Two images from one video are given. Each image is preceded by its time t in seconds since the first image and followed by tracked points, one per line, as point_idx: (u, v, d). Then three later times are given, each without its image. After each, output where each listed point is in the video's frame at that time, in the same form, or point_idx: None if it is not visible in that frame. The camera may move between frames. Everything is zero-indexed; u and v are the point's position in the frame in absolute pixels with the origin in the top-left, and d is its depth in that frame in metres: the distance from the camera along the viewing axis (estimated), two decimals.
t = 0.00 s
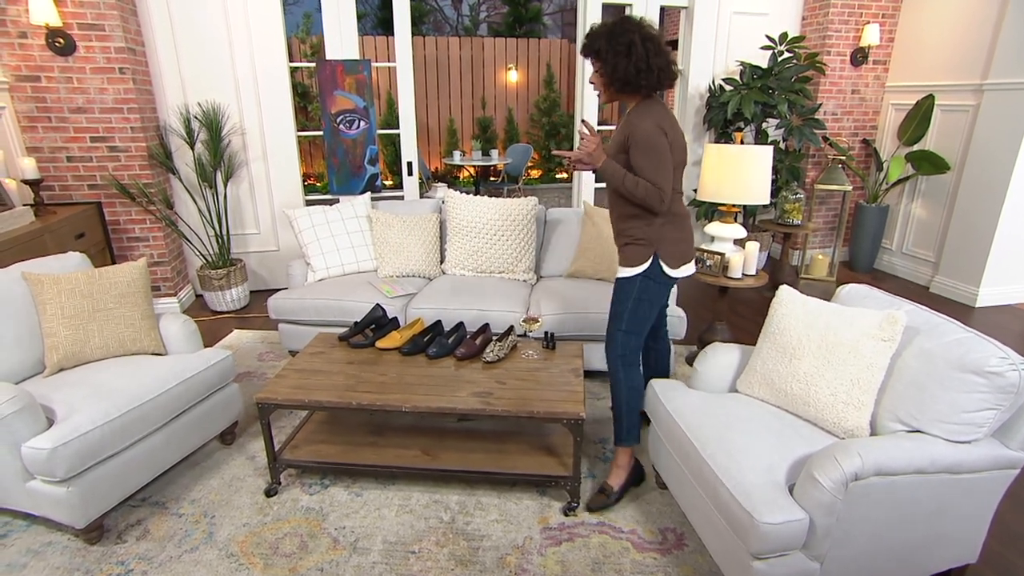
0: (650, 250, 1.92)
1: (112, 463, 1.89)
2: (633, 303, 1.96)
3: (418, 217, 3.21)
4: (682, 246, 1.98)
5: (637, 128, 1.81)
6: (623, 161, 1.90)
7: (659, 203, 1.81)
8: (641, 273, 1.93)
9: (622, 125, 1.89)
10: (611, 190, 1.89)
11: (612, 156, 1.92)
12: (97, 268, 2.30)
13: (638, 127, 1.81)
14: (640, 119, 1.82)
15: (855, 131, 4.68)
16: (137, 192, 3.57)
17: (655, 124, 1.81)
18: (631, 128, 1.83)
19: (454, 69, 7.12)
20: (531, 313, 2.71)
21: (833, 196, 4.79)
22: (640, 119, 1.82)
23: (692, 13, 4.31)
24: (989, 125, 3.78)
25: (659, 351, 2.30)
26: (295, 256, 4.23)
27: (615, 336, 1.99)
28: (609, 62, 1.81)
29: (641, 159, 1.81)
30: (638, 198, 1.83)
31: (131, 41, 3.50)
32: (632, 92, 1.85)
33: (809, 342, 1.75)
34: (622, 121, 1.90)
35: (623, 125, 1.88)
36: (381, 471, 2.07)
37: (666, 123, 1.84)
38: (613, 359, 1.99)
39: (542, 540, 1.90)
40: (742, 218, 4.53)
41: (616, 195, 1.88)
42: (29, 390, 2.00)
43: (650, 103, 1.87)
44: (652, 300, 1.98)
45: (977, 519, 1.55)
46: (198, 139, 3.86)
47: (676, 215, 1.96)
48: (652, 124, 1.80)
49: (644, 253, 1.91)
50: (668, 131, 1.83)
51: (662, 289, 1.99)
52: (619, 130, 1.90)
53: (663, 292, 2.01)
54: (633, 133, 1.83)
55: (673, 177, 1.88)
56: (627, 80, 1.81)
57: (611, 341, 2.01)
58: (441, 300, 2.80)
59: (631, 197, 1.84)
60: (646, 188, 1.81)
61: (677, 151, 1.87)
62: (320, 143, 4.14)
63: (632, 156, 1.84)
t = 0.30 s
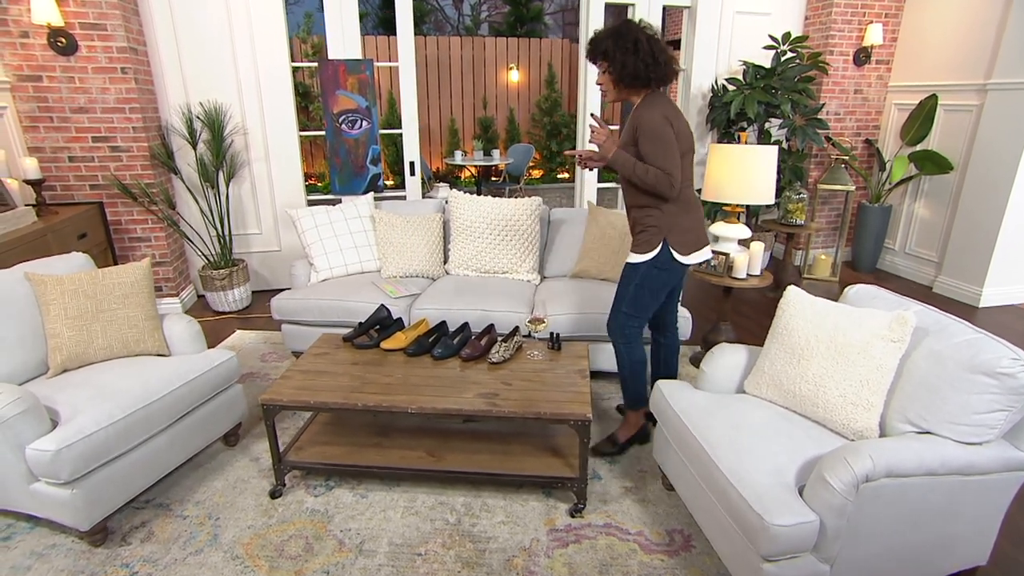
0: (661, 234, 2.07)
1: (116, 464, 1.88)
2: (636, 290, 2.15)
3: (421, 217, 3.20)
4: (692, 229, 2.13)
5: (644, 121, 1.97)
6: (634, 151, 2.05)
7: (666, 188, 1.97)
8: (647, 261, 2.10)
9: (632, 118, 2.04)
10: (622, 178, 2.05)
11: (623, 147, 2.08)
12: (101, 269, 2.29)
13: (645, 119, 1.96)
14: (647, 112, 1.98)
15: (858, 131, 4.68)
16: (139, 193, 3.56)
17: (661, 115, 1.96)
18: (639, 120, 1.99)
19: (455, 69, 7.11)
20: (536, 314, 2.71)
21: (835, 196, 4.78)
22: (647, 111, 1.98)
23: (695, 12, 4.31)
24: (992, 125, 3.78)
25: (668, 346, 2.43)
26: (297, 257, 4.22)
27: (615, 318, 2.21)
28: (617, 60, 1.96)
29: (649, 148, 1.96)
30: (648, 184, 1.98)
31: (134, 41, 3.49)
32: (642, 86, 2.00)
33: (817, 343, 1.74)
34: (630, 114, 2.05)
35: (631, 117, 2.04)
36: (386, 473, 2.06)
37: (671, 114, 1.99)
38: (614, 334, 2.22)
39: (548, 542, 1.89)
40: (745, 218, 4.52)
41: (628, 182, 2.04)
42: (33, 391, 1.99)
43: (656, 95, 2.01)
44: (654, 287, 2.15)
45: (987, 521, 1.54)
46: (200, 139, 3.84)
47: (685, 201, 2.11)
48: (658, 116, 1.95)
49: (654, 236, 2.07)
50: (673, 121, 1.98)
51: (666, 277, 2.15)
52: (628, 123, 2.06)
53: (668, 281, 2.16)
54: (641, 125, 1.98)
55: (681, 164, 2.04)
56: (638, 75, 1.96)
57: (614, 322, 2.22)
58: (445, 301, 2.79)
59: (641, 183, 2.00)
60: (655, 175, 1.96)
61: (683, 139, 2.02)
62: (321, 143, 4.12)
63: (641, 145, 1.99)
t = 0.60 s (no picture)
0: (657, 232, 2.12)
1: (121, 468, 1.86)
2: (626, 284, 2.25)
3: (425, 218, 3.19)
4: (690, 228, 2.15)
5: (644, 121, 2.01)
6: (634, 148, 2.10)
7: (661, 187, 2.01)
8: (634, 258, 2.18)
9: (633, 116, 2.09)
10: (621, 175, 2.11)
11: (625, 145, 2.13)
12: (105, 270, 2.27)
13: (644, 118, 2.00)
14: (647, 111, 2.01)
15: (861, 132, 4.67)
16: (141, 194, 3.54)
17: (659, 115, 2.00)
18: (639, 119, 2.03)
19: (456, 69, 7.10)
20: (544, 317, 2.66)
21: (838, 196, 4.77)
22: (648, 111, 2.01)
23: (698, 12, 4.30)
24: (997, 126, 3.77)
25: (675, 346, 2.44)
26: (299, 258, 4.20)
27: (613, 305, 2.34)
28: (625, 59, 1.99)
29: (647, 146, 2.00)
30: (644, 182, 2.03)
31: (135, 41, 3.47)
32: (648, 86, 2.02)
33: (828, 345, 1.73)
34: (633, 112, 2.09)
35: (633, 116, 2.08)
36: (392, 477, 2.04)
37: (672, 114, 2.01)
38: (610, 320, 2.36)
39: (557, 546, 1.88)
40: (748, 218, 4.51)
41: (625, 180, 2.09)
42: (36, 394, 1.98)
43: (659, 96, 2.03)
44: (641, 285, 2.22)
45: (1000, 524, 1.53)
46: (202, 139, 3.83)
47: (685, 201, 2.13)
48: (656, 116, 1.98)
49: (648, 234, 2.12)
50: (673, 122, 2.01)
51: (657, 276, 2.19)
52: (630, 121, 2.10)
53: (659, 280, 2.20)
54: (641, 125, 2.02)
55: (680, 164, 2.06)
56: (644, 75, 1.99)
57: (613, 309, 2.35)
58: (451, 302, 2.77)
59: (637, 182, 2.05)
60: (651, 173, 2.00)
61: (683, 140, 2.04)
62: (322, 143, 4.11)
63: (640, 144, 2.03)
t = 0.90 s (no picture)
0: (640, 237, 2.14)
1: (120, 475, 1.84)
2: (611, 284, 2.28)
3: (425, 219, 3.17)
4: (675, 233, 2.16)
5: (629, 126, 2.03)
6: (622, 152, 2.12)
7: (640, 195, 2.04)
8: (618, 258, 2.21)
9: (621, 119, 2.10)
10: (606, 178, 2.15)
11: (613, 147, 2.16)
12: (102, 273, 2.24)
13: (630, 124, 2.01)
14: (634, 116, 2.02)
15: (857, 132, 4.69)
16: (136, 195, 3.51)
17: (646, 121, 2.00)
18: (625, 124, 2.04)
19: (451, 69, 7.07)
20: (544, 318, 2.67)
21: (835, 196, 4.79)
22: (634, 116, 2.02)
23: (695, 13, 4.31)
24: (992, 127, 3.79)
25: (670, 346, 2.40)
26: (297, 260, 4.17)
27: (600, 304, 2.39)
28: (617, 62, 1.99)
29: (630, 153, 2.03)
30: (626, 188, 2.07)
31: (129, 41, 3.43)
32: (639, 90, 2.03)
33: (834, 345, 1.72)
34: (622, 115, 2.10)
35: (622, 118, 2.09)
36: (395, 480, 2.03)
37: (659, 121, 2.01)
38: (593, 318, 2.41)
39: (562, 549, 1.87)
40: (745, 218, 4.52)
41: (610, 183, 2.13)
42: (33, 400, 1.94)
43: (648, 100, 2.03)
44: (624, 285, 2.25)
45: (1007, 525, 1.53)
46: (198, 140, 3.79)
47: (671, 206, 2.14)
48: (642, 122, 1.99)
49: (629, 237, 2.17)
50: (659, 128, 2.01)
51: (641, 276, 2.21)
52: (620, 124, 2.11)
53: (641, 281, 2.22)
54: (627, 130, 2.04)
55: (665, 170, 2.07)
56: (635, 79, 1.99)
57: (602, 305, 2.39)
58: (451, 303, 2.76)
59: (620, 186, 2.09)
60: (632, 180, 2.04)
61: (670, 146, 2.04)
62: (316, 144, 4.09)
63: (624, 150, 2.06)
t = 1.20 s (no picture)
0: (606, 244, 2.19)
1: (113, 482, 1.80)
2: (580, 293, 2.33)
3: (419, 220, 3.15)
4: (636, 238, 2.24)
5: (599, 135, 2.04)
6: (585, 161, 2.13)
7: (612, 206, 2.08)
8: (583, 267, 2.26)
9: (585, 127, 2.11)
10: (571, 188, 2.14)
11: (573, 155, 2.15)
12: (92, 277, 2.20)
13: (600, 133, 2.03)
14: (603, 125, 2.04)
15: (847, 131, 4.73)
16: (124, 197, 3.45)
17: (615, 131, 2.04)
18: (592, 133, 2.05)
19: (442, 69, 7.04)
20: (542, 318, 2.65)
21: (825, 195, 4.83)
22: (603, 125, 2.04)
23: (686, 13, 4.32)
24: (980, 126, 3.84)
25: (639, 343, 2.45)
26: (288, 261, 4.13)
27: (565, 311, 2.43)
28: (589, 68, 2.01)
29: (599, 164, 2.05)
30: (598, 198, 2.08)
31: (116, 40, 3.38)
32: (606, 98, 2.06)
33: (833, 344, 1.73)
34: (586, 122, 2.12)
35: (585, 126, 2.09)
36: (394, 484, 2.01)
37: (625, 130, 2.06)
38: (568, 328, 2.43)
39: (563, 551, 1.86)
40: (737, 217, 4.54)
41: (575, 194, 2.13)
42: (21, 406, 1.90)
43: (614, 108, 2.07)
44: (594, 290, 2.29)
45: (1005, 521, 1.54)
46: (187, 140, 3.74)
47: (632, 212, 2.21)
48: (612, 132, 2.02)
49: (594, 245, 2.21)
50: (627, 138, 2.06)
51: (609, 280, 2.26)
52: (582, 131, 2.12)
53: (609, 284, 2.27)
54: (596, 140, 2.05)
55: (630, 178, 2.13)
56: (609, 86, 2.02)
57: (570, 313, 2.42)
58: (447, 305, 2.74)
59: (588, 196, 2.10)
60: (604, 192, 2.06)
61: (635, 155, 2.10)
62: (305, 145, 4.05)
63: (592, 159, 2.08)
